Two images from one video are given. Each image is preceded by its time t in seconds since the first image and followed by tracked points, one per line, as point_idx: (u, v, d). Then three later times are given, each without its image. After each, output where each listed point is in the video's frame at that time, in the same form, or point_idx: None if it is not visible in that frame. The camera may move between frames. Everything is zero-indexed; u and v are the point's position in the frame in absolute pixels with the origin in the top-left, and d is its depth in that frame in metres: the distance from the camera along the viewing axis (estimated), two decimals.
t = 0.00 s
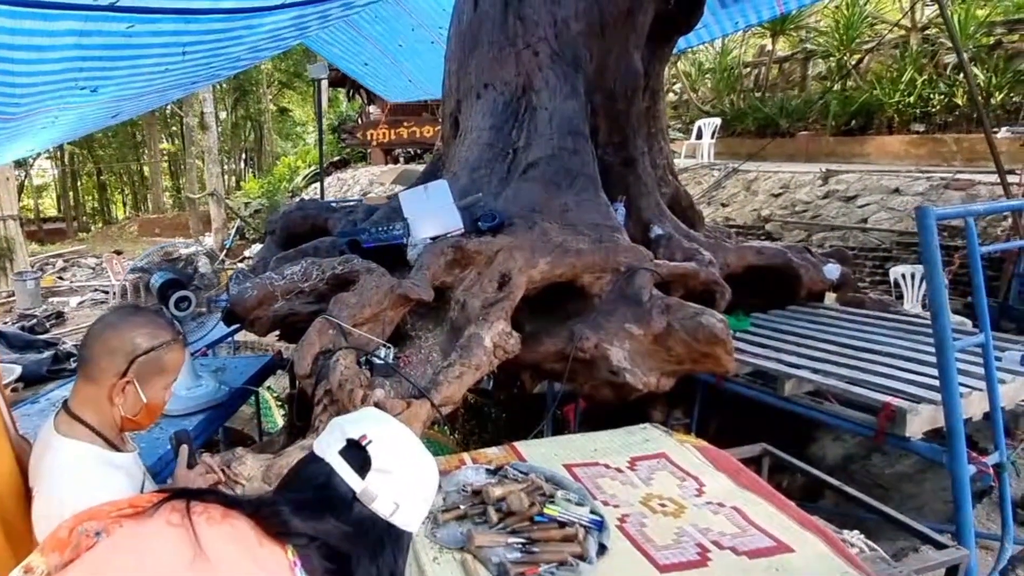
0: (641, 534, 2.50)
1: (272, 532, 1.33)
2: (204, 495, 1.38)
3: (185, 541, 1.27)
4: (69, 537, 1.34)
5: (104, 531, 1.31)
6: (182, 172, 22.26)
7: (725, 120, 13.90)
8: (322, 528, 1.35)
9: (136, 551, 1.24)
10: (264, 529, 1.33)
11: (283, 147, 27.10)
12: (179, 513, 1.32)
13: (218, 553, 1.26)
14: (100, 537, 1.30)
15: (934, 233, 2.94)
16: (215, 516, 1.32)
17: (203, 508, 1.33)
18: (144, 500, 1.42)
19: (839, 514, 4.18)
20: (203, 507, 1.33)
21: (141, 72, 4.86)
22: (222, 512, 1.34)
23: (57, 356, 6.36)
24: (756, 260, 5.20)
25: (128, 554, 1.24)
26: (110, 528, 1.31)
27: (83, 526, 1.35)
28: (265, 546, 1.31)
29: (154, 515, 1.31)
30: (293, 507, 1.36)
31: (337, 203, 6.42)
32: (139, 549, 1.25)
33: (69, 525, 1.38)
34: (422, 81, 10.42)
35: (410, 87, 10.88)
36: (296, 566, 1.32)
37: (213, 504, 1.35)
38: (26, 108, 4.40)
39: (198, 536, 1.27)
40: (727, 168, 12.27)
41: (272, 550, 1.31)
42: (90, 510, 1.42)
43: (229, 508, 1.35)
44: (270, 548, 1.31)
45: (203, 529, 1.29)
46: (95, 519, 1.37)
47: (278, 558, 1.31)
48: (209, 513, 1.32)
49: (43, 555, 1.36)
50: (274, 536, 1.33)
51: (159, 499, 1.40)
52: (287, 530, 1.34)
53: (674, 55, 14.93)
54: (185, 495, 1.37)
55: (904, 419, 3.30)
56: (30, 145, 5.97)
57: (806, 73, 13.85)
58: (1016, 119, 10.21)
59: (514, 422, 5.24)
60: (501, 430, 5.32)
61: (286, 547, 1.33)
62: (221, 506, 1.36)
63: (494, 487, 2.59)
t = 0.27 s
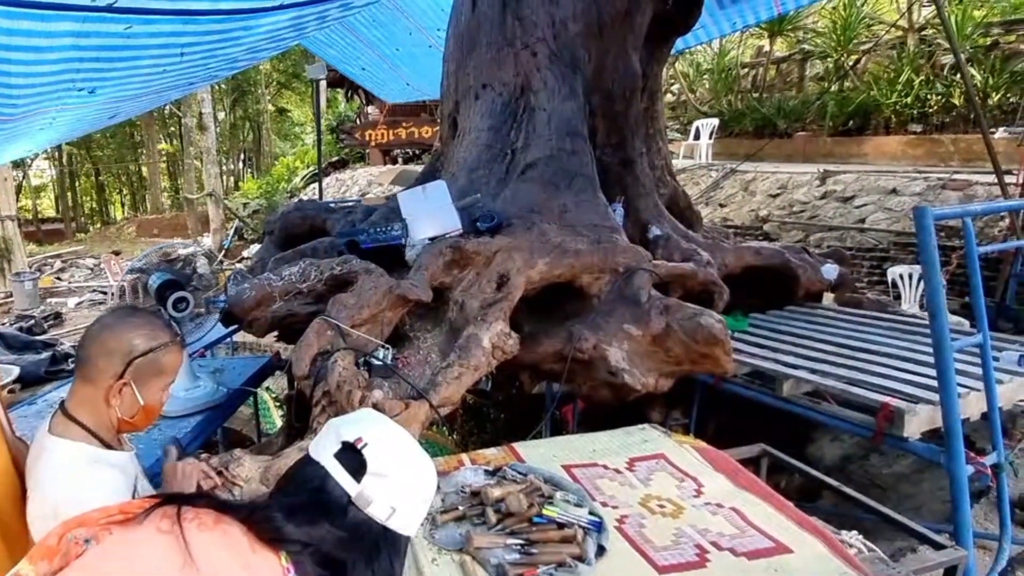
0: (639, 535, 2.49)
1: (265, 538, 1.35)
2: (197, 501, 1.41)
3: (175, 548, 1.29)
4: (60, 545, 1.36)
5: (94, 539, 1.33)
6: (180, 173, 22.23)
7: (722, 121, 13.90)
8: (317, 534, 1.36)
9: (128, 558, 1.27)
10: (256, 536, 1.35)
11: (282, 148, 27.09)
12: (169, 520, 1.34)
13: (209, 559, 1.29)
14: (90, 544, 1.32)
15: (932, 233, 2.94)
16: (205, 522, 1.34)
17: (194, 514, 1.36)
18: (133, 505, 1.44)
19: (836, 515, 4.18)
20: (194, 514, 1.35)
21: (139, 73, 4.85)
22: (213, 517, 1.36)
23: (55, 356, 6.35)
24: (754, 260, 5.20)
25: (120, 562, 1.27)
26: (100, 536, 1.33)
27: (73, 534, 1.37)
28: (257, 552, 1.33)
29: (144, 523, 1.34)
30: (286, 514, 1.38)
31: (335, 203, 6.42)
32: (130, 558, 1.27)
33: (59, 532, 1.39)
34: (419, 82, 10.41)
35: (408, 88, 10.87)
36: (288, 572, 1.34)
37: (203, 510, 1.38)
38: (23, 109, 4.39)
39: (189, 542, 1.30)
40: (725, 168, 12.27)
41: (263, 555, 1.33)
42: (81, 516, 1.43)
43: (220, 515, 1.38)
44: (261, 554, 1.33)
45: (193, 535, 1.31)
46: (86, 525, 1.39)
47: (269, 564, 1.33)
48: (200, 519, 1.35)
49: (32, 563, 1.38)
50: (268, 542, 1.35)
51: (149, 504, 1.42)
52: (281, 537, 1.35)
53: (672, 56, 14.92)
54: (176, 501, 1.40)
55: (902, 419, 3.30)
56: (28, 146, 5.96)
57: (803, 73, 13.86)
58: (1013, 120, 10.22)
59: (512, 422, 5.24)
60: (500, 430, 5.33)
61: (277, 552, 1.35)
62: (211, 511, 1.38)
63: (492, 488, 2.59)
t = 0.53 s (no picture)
0: (637, 535, 2.50)
1: (258, 544, 1.35)
2: (188, 507, 1.41)
3: (167, 552, 1.30)
4: (47, 550, 1.36)
5: (83, 544, 1.33)
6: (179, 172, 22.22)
7: (721, 121, 13.91)
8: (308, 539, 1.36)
9: (119, 562, 1.28)
10: (249, 539, 1.35)
11: (281, 147, 27.09)
12: (159, 525, 1.35)
13: (202, 562, 1.29)
14: (78, 549, 1.31)
15: (930, 233, 2.94)
16: (197, 526, 1.35)
17: (185, 518, 1.36)
18: (119, 511, 1.45)
19: (834, 515, 4.19)
20: (185, 518, 1.36)
21: (138, 72, 4.85)
22: (204, 522, 1.37)
23: (53, 356, 6.35)
24: (752, 260, 5.20)
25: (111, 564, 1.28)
26: (88, 541, 1.33)
27: (61, 539, 1.36)
28: (250, 558, 1.33)
29: (134, 527, 1.34)
30: (277, 520, 1.38)
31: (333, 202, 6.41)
32: (122, 561, 1.28)
33: (46, 539, 1.39)
34: (418, 82, 10.40)
35: (406, 88, 10.86)
36: None
37: (193, 514, 1.38)
38: (21, 108, 4.39)
39: (180, 546, 1.31)
40: (724, 168, 12.27)
41: (255, 559, 1.34)
42: (65, 524, 1.43)
43: (212, 519, 1.38)
44: (254, 559, 1.34)
45: (184, 539, 1.32)
46: (72, 531, 1.39)
47: (261, 568, 1.33)
48: (191, 523, 1.35)
49: (19, 569, 1.36)
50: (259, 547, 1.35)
51: (137, 510, 1.43)
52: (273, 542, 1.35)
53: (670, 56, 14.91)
54: (166, 506, 1.41)
55: (900, 419, 3.30)
56: (26, 144, 5.95)
57: (802, 73, 13.87)
58: (1011, 120, 10.23)
59: (511, 422, 5.24)
60: (499, 430, 5.32)
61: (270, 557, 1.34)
62: (202, 516, 1.38)
63: (490, 489, 2.58)
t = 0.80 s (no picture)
0: (636, 535, 2.50)
1: (254, 544, 1.35)
2: (184, 506, 1.41)
3: (162, 554, 1.30)
4: (43, 552, 1.36)
5: (79, 547, 1.34)
6: (177, 173, 22.21)
7: (719, 121, 13.93)
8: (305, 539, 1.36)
9: (114, 564, 1.28)
10: (246, 541, 1.35)
11: (279, 148, 27.09)
12: (154, 526, 1.35)
13: (197, 565, 1.30)
14: (74, 552, 1.33)
15: (928, 233, 2.95)
16: (193, 528, 1.35)
17: (180, 520, 1.36)
18: (115, 512, 1.45)
19: (832, 515, 4.20)
20: (181, 520, 1.36)
21: (136, 72, 4.85)
22: (200, 523, 1.37)
23: (52, 357, 6.35)
24: (751, 260, 5.21)
25: (106, 566, 1.28)
26: (84, 543, 1.34)
27: (57, 541, 1.37)
28: (246, 560, 1.34)
29: (129, 528, 1.35)
30: (273, 521, 1.38)
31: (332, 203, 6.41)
32: (118, 564, 1.28)
33: (42, 540, 1.40)
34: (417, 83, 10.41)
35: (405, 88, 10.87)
36: None
37: (189, 514, 1.38)
38: (19, 108, 4.39)
39: (175, 549, 1.31)
40: (722, 168, 12.29)
41: (251, 561, 1.34)
42: (61, 525, 1.44)
43: (209, 519, 1.38)
44: (250, 560, 1.34)
45: (179, 541, 1.32)
46: (69, 532, 1.39)
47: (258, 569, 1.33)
48: (186, 525, 1.35)
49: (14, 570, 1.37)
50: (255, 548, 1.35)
51: (133, 510, 1.43)
52: (270, 543, 1.35)
53: (669, 57, 14.92)
54: (161, 506, 1.41)
55: (898, 419, 3.31)
56: (23, 144, 5.94)
57: (800, 74, 13.88)
58: (1008, 120, 10.26)
59: (510, 423, 5.24)
60: (498, 430, 5.33)
61: (267, 559, 1.35)
62: (198, 516, 1.38)
63: (490, 489, 2.59)
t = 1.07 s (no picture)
0: (635, 534, 2.50)
1: (251, 542, 1.35)
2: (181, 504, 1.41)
3: (160, 551, 1.30)
4: (39, 551, 1.36)
5: (76, 545, 1.33)
6: (176, 173, 22.19)
7: (718, 121, 13.93)
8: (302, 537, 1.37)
9: (112, 561, 1.28)
10: (244, 539, 1.35)
11: (279, 147, 27.07)
12: (152, 523, 1.35)
13: (195, 562, 1.29)
14: (71, 550, 1.32)
15: (927, 232, 2.95)
16: (190, 525, 1.35)
17: (178, 517, 1.36)
18: (112, 511, 1.45)
19: (831, 513, 4.21)
20: (178, 517, 1.36)
21: (135, 71, 4.85)
22: (198, 520, 1.37)
23: (51, 357, 6.36)
24: (749, 260, 5.22)
25: (104, 564, 1.28)
26: (82, 541, 1.34)
27: (54, 539, 1.37)
28: (244, 557, 1.34)
29: (126, 526, 1.34)
30: (270, 519, 1.38)
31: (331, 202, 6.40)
32: (115, 561, 1.28)
33: (39, 539, 1.39)
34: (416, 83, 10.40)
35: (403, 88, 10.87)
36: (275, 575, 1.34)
37: (187, 512, 1.38)
38: (18, 107, 4.39)
39: (173, 546, 1.31)
40: (721, 168, 12.29)
41: (250, 558, 1.34)
42: (57, 524, 1.43)
43: (207, 517, 1.38)
44: (248, 557, 1.34)
45: (177, 539, 1.32)
46: (65, 531, 1.39)
47: (256, 566, 1.34)
48: (184, 522, 1.35)
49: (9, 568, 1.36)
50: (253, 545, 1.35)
51: (130, 509, 1.43)
52: (267, 540, 1.36)
53: (667, 56, 14.91)
54: (158, 504, 1.40)
55: (897, 417, 3.32)
56: (21, 144, 5.94)
57: (798, 74, 13.89)
58: (1006, 120, 10.27)
59: (509, 422, 5.25)
60: (497, 429, 5.33)
61: (265, 557, 1.35)
62: (195, 514, 1.38)
63: (489, 488, 2.59)
